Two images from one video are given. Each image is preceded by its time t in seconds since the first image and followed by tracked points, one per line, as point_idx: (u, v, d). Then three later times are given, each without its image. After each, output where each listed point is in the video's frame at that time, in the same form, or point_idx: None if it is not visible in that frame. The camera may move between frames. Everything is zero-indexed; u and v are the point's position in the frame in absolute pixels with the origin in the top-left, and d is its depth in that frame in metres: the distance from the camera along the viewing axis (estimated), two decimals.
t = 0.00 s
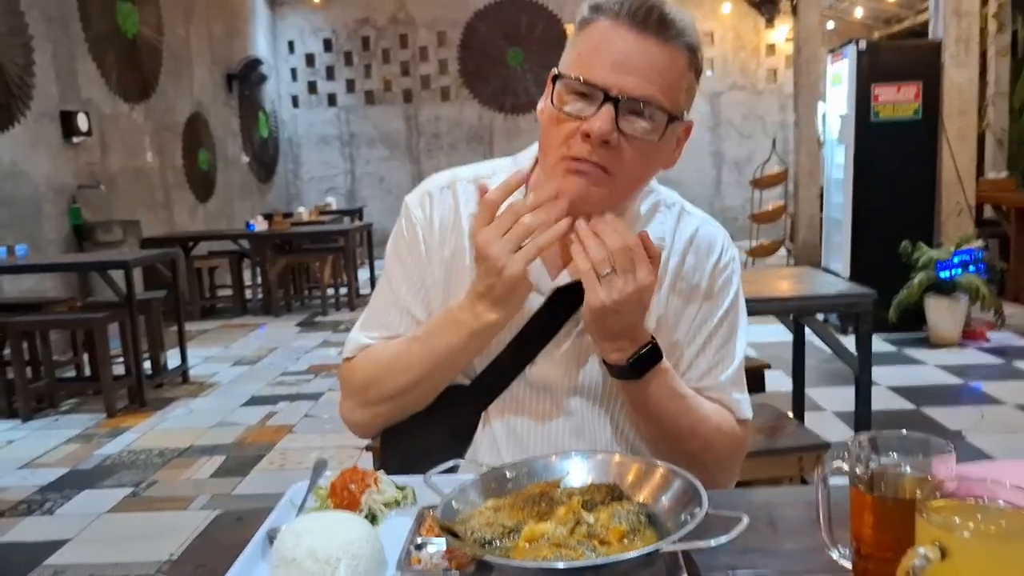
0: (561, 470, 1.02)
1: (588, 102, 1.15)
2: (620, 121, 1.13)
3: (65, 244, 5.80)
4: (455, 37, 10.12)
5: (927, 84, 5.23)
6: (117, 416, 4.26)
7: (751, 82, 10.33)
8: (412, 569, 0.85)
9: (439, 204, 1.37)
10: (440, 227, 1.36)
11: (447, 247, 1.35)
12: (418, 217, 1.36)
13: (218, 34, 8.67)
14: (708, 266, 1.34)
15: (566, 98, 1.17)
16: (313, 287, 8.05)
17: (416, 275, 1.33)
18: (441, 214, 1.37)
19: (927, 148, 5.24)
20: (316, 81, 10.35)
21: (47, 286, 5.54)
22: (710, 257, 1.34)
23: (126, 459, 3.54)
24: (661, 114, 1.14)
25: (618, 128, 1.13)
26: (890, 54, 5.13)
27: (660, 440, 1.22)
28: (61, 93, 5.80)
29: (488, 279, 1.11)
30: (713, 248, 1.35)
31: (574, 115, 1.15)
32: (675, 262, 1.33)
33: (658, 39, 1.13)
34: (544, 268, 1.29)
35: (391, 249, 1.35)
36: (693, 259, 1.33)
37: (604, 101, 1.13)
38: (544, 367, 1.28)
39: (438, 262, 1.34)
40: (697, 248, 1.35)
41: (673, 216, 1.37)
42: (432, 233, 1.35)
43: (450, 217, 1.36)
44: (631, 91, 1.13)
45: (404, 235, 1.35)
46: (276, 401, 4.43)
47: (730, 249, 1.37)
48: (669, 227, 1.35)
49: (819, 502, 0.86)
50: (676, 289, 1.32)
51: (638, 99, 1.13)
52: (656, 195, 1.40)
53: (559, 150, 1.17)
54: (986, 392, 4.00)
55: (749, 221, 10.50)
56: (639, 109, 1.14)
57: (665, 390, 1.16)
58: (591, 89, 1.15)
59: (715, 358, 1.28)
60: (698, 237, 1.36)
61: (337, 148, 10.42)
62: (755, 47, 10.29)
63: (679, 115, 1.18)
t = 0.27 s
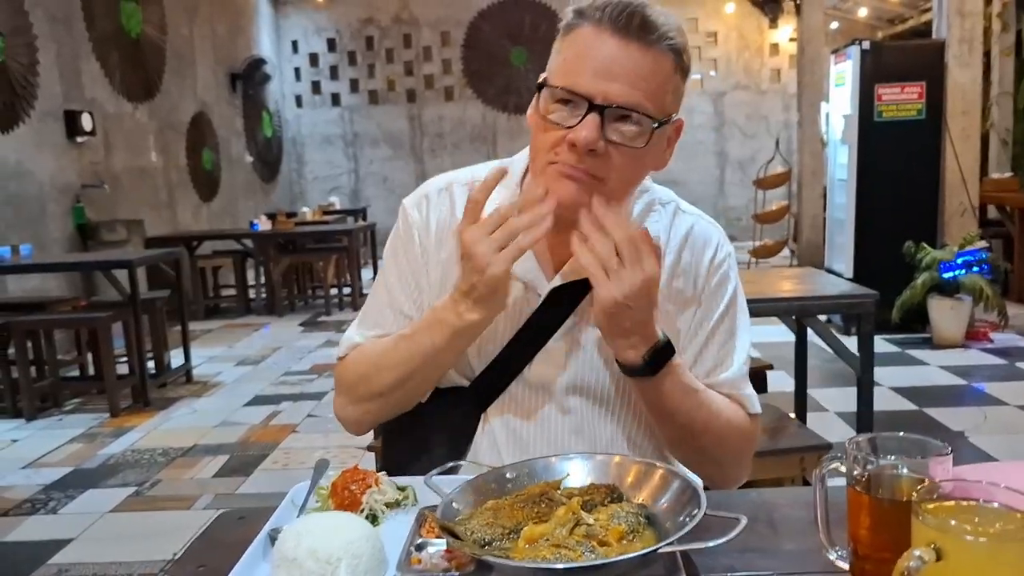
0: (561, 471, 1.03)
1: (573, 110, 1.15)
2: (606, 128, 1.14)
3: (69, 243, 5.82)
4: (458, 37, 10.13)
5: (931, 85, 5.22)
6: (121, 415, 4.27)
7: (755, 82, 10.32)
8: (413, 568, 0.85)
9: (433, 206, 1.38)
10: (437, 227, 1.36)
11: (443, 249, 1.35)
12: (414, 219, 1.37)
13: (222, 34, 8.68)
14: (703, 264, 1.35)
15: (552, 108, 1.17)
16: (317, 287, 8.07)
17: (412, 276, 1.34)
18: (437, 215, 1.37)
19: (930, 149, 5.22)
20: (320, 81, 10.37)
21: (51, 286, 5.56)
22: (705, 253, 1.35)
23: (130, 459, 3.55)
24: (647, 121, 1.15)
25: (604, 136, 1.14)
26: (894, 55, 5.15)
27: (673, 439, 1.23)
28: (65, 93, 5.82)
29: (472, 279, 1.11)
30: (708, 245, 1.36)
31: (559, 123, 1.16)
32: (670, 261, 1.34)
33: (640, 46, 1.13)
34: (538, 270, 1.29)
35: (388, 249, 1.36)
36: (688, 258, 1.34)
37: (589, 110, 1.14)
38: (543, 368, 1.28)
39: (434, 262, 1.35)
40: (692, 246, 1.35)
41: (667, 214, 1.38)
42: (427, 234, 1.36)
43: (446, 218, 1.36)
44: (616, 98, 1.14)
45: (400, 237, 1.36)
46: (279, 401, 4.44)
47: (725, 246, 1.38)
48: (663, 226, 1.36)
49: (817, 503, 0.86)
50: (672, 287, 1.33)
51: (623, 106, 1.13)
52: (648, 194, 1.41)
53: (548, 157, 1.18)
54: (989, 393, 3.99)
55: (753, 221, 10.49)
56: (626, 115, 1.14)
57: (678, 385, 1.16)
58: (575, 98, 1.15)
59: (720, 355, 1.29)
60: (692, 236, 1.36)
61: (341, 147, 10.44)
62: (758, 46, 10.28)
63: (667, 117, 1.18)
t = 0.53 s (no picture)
0: (561, 469, 1.03)
1: (530, 137, 1.14)
2: (566, 152, 1.14)
3: (73, 242, 5.83)
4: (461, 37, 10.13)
5: (934, 86, 5.21)
6: (124, 413, 4.29)
7: (758, 82, 10.32)
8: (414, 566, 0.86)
9: (415, 214, 1.43)
10: (418, 236, 1.41)
11: (427, 256, 1.40)
12: (396, 229, 1.42)
13: (225, 33, 8.70)
14: (702, 263, 1.36)
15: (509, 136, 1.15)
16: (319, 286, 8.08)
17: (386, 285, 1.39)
18: (420, 222, 1.42)
19: (932, 149, 5.22)
20: (323, 80, 10.38)
21: (54, 284, 5.57)
22: (701, 253, 1.37)
23: (132, 457, 3.56)
24: (604, 139, 1.13)
25: (565, 160, 1.14)
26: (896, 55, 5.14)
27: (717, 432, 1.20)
28: (69, 92, 5.83)
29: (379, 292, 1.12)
30: (704, 242, 1.37)
31: (518, 150, 1.15)
32: (663, 260, 1.34)
33: (590, 64, 1.10)
34: (522, 273, 1.30)
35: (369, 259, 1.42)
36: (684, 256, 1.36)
37: (545, 138, 1.13)
38: (541, 370, 1.28)
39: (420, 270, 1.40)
40: (687, 245, 1.37)
41: (657, 211, 1.38)
42: (409, 244, 1.41)
43: (428, 225, 1.42)
44: (570, 122, 1.12)
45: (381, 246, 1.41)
46: (282, 399, 4.45)
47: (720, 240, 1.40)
48: (654, 224, 1.37)
49: (815, 502, 0.87)
50: (668, 287, 1.34)
51: (579, 129, 1.12)
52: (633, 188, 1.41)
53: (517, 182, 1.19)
54: (991, 394, 3.99)
55: (755, 221, 10.50)
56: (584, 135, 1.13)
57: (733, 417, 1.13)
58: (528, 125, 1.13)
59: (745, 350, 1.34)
60: (686, 232, 1.37)
61: (344, 146, 10.46)
62: (762, 46, 10.27)
63: (628, 123, 1.16)
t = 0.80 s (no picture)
0: (566, 468, 1.03)
1: (505, 153, 1.10)
2: (544, 164, 1.11)
3: (75, 240, 5.83)
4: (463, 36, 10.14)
5: (937, 87, 5.19)
6: (125, 412, 4.29)
7: (760, 83, 10.30)
8: (418, 564, 0.86)
9: (397, 222, 1.40)
10: (402, 245, 1.38)
11: (411, 264, 1.36)
12: (379, 238, 1.38)
13: (227, 32, 8.70)
14: (688, 252, 1.34)
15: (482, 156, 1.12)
16: (321, 285, 8.09)
17: (370, 298, 1.37)
18: (402, 230, 1.39)
19: (935, 150, 5.20)
20: (325, 79, 10.39)
21: (55, 282, 5.57)
22: (686, 243, 1.34)
23: (134, 455, 3.56)
24: (580, 147, 1.11)
25: (544, 171, 1.11)
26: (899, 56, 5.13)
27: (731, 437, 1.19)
28: (72, 90, 5.84)
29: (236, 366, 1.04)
30: (689, 230, 1.35)
31: (494, 166, 1.11)
32: (648, 254, 1.33)
33: (557, 76, 1.07)
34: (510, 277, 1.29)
35: (350, 273, 1.39)
36: (668, 247, 1.34)
37: (521, 152, 1.09)
38: (531, 372, 1.28)
39: (404, 281, 1.36)
40: (670, 235, 1.35)
41: (639, 203, 1.38)
42: (392, 253, 1.37)
43: (411, 232, 1.39)
44: (545, 134, 1.08)
45: (361, 258, 1.38)
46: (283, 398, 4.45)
47: (705, 226, 1.37)
48: (637, 216, 1.36)
49: (821, 502, 0.86)
50: (653, 281, 1.33)
51: (554, 140, 1.09)
52: (615, 181, 1.41)
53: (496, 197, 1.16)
54: (994, 395, 3.98)
55: (758, 221, 10.50)
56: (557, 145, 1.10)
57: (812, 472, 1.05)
58: (500, 141, 1.10)
59: (739, 338, 1.29)
60: (670, 222, 1.36)
61: (346, 146, 10.48)
62: (764, 47, 10.25)
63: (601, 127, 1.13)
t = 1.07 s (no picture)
0: (571, 466, 1.02)
1: (485, 162, 1.07)
2: (526, 172, 1.08)
3: (76, 238, 5.82)
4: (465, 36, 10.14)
5: (940, 88, 5.17)
6: (126, 410, 4.28)
7: (762, 83, 10.30)
8: (421, 564, 0.85)
9: (387, 226, 1.38)
10: (393, 251, 1.36)
11: (402, 272, 1.35)
12: (369, 245, 1.37)
13: (229, 30, 8.70)
14: (686, 247, 1.33)
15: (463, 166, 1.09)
16: (322, 283, 8.09)
17: (362, 306, 1.36)
18: (392, 235, 1.37)
19: (937, 152, 5.19)
20: (327, 78, 10.39)
21: (56, 280, 5.57)
22: (684, 237, 1.33)
23: (134, 453, 3.55)
24: (563, 153, 1.08)
25: (526, 180, 1.08)
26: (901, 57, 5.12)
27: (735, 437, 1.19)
28: (73, 88, 5.83)
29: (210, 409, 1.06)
30: (686, 224, 1.34)
31: (473, 173, 1.09)
32: (645, 251, 1.32)
33: (534, 82, 1.04)
34: (502, 282, 1.28)
35: (342, 281, 1.38)
36: (666, 243, 1.33)
37: (501, 162, 1.06)
38: (530, 375, 1.27)
39: (397, 289, 1.35)
40: (668, 231, 1.33)
41: (634, 199, 1.36)
42: (383, 259, 1.36)
43: (401, 237, 1.37)
44: (525, 142, 1.05)
45: (352, 266, 1.37)
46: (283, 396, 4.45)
47: (702, 219, 1.36)
48: (633, 212, 1.35)
49: (829, 501, 0.85)
50: (652, 278, 1.32)
51: (535, 148, 1.06)
52: (609, 177, 1.39)
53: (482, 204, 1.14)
54: (997, 397, 3.97)
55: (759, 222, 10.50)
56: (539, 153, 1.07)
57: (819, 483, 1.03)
58: (480, 150, 1.07)
59: (739, 334, 1.30)
60: (667, 217, 1.35)
61: (347, 145, 10.48)
62: (766, 48, 10.24)
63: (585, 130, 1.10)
